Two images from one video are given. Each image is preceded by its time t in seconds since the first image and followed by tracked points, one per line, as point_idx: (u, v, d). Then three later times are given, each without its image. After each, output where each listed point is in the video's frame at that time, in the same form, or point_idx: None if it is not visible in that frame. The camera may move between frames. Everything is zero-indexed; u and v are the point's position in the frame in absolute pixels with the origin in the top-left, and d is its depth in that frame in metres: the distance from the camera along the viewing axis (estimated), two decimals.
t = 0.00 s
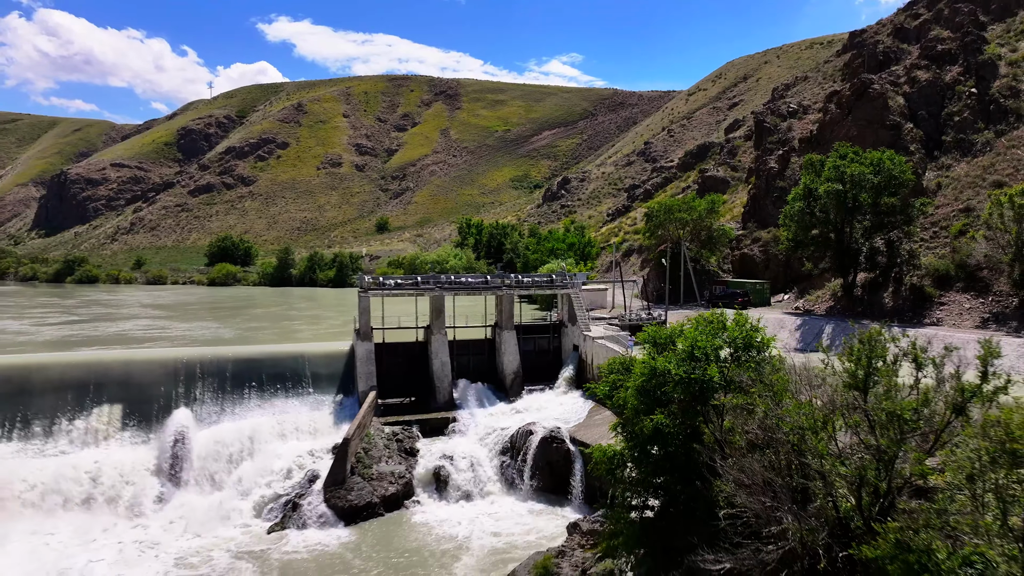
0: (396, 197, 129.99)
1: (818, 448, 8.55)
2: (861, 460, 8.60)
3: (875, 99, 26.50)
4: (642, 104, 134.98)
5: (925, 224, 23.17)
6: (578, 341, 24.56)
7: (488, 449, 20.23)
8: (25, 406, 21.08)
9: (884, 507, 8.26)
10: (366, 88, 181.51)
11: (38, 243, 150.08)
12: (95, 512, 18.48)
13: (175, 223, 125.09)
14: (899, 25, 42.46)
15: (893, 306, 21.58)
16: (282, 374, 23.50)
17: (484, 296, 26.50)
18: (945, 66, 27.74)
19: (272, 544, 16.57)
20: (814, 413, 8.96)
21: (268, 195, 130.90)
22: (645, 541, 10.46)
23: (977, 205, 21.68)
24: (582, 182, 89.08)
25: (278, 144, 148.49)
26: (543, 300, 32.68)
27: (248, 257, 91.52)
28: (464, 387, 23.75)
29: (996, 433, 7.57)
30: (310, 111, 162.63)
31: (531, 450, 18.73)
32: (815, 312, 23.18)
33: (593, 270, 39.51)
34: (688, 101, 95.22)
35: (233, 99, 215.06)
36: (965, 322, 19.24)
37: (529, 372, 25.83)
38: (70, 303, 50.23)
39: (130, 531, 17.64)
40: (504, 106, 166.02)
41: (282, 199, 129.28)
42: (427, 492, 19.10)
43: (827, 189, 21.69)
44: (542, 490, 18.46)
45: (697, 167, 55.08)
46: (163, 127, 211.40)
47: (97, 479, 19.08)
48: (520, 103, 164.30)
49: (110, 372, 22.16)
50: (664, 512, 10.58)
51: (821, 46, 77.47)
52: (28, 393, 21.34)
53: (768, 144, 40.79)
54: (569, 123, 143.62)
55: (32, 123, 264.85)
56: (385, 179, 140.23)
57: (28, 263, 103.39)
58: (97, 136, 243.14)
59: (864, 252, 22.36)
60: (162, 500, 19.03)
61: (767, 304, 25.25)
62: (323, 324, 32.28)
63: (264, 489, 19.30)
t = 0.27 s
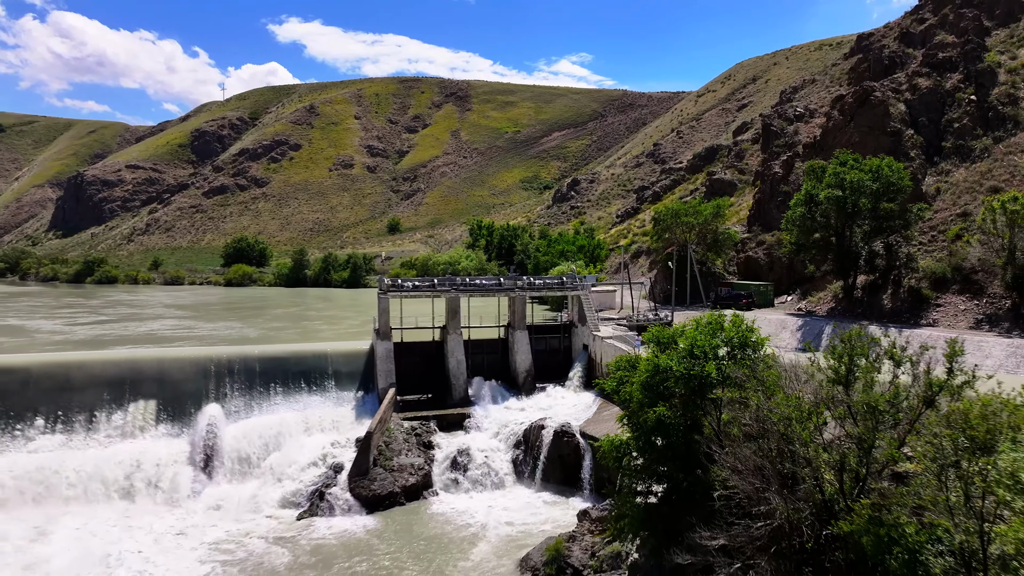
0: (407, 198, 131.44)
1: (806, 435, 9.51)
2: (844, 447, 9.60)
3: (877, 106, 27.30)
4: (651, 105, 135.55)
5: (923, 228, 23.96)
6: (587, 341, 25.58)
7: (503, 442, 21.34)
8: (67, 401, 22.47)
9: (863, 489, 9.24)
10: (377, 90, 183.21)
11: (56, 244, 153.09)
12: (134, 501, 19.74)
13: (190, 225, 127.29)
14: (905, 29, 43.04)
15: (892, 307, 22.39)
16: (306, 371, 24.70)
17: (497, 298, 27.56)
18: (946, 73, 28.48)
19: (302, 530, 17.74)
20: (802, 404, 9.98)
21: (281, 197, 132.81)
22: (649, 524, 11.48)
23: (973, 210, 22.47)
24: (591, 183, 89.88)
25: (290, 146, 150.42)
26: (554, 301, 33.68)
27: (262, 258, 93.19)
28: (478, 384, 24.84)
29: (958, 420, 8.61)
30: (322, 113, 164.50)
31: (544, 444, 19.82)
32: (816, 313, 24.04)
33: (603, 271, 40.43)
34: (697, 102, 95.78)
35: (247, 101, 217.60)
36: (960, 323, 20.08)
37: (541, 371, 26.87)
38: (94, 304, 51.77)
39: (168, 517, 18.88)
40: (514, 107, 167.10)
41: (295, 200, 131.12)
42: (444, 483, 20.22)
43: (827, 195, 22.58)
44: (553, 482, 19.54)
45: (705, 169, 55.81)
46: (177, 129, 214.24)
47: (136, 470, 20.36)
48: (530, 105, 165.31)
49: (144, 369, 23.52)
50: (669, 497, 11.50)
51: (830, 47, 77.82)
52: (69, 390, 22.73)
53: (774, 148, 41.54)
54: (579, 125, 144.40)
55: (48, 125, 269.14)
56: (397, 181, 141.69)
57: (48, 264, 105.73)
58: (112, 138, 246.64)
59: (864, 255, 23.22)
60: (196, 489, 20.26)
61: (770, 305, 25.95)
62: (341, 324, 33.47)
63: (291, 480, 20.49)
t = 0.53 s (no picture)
0: (419, 200, 132.90)
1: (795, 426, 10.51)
2: (830, 438, 10.58)
3: (879, 113, 28.11)
4: (661, 106, 136.06)
5: (924, 232, 24.74)
6: (598, 341, 26.62)
7: (517, 437, 22.46)
8: (105, 396, 23.87)
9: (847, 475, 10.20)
10: (389, 91, 184.94)
11: (76, 245, 156.28)
12: (171, 489, 21.04)
13: (206, 226, 129.57)
14: (912, 34, 43.65)
15: (892, 309, 23.20)
16: (329, 369, 25.99)
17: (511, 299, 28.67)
18: (948, 80, 29.24)
19: (330, 517, 18.98)
20: (791, 398, 11.00)
21: (295, 198, 134.79)
22: (653, 508, 12.55)
23: (972, 214, 23.23)
24: (602, 185, 90.72)
25: (304, 148, 152.42)
26: (566, 302, 34.73)
27: (278, 259, 94.95)
28: (493, 382, 25.95)
29: (928, 412, 9.61)
30: (335, 115, 166.45)
31: (557, 439, 20.92)
32: (819, 314, 24.92)
33: (613, 273, 41.41)
34: (707, 103, 96.29)
35: (261, 103, 220.31)
36: (956, 324, 20.91)
37: (553, 369, 27.95)
38: (118, 304, 53.40)
39: (204, 505, 20.16)
40: (525, 109, 168.13)
41: (309, 201, 133.04)
42: (462, 475, 21.35)
43: (829, 201, 23.47)
44: (566, 475, 20.65)
45: (714, 172, 56.57)
46: (192, 131, 217.35)
47: (172, 460, 21.67)
48: (541, 106, 166.29)
49: (178, 366, 24.89)
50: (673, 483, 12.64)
51: (840, 49, 78.10)
52: (108, 385, 24.12)
53: (782, 151, 42.29)
54: (589, 126, 145.13)
55: (65, 127, 273.70)
56: (409, 182, 143.22)
57: (69, 265, 108.26)
58: (128, 139, 250.41)
59: (865, 258, 24.10)
60: (228, 479, 21.55)
61: (775, 306, 27.07)
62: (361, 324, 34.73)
63: (318, 471, 21.72)
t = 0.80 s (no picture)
0: (432, 201, 134.40)
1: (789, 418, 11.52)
2: (823, 429, 11.54)
3: (884, 119, 28.87)
4: (673, 107, 136.51)
5: (926, 235, 25.50)
6: (609, 340, 27.67)
7: (532, 431, 23.58)
8: (143, 392, 25.30)
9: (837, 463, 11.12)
10: (402, 93, 186.67)
11: (96, 245, 159.59)
12: (206, 479, 22.38)
13: (223, 226, 131.96)
14: (921, 38, 44.21)
15: (894, 310, 24.04)
16: (353, 367, 27.30)
17: (525, 300, 29.76)
18: (952, 87, 29.98)
19: (358, 506, 20.21)
20: (786, 392, 12.03)
21: (310, 200, 136.80)
22: (660, 494, 13.64)
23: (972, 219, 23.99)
24: (613, 186, 91.51)
25: (318, 149, 154.49)
26: (578, 303, 35.79)
27: (295, 260, 96.76)
28: (509, 379, 27.07)
29: (907, 404, 10.64)
30: (349, 117, 168.47)
31: (570, 433, 21.99)
32: (824, 315, 25.80)
33: (624, 274, 42.36)
34: (718, 104, 96.71)
35: (275, 105, 223.08)
36: (956, 325, 21.71)
37: (566, 368, 29.02)
38: (142, 304, 55.12)
39: (238, 494, 21.47)
40: (537, 110, 169.11)
41: (323, 203, 135.00)
42: (480, 468, 22.47)
43: (833, 206, 24.36)
44: (579, 468, 21.74)
45: (724, 174, 57.24)
46: (208, 133, 220.44)
47: (207, 452, 23.02)
48: (552, 107, 167.17)
49: (211, 363, 26.27)
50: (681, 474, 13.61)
51: (851, 50, 78.32)
52: (145, 382, 25.55)
53: (791, 155, 43.03)
54: (601, 127, 145.80)
55: (83, 129, 278.85)
56: (422, 183, 144.76)
57: (91, 265, 110.95)
58: (144, 141, 254.41)
59: (868, 261, 24.95)
60: (260, 469, 22.84)
61: (782, 307, 27.93)
62: (380, 324, 35.99)
63: (344, 462, 22.97)
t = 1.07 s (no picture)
0: (446, 202, 135.92)
1: (786, 412, 12.60)
2: (817, 422, 12.55)
3: (890, 125, 29.66)
4: (686, 108, 136.96)
5: (930, 238, 26.29)
6: (621, 340, 28.74)
7: (547, 428, 24.70)
8: (178, 388, 26.72)
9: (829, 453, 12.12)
10: (416, 95, 188.41)
11: (117, 246, 163.03)
12: (240, 470, 23.75)
13: (241, 228, 134.40)
14: (930, 42, 44.74)
15: (897, 311, 24.89)
16: (376, 365, 28.60)
17: (540, 301, 30.88)
18: (957, 93, 30.69)
19: (384, 495, 21.50)
20: (784, 388, 13.10)
21: (325, 201, 138.87)
22: (669, 483, 14.76)
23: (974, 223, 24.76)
24: (626, 187, 92.33)
25: (333, 151, 156.60)
26: (591, 304, 36.89)
27: (312, 261, 98.63)
28: (525, 377, 28.24)
29: (891, 399, 11.72)
30: (363, 119, 170.55)
31: (584, 429, 23.08)
32: (830, 316, 26.69)
33: (636, 276, 43.35)
34: (730, 105, 97.19)
35: (291, 107, 225.93)
36: (956, 326, 22.56)
37: (579, 366, 30.13)
38: (168, 304, 56.96)
39: (271, 484, 22.84)
40: (549, 111, 170.14)
41: (339, 204, 136.97)
42: (498, 462, 23.58)
43: (838, 211, 25.23)
44: (592, 462, 22.82)
45: (736, 176, 58.00)
46: (224, 135, 223.68)
47: (241, 445, 24.43)
48: (565, 108, 168.14)
49: (241, 361, 27.64)
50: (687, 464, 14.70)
51: (864, 51, 78.55)
52: (180, 378, 26.97)
53: (801, 158, 43.75)
54: (613, 128, 146.46)
55: (102, 131, 283.76)
56: (436, 184, 146.35)
57: (114, 266, 113.68)
58: (161, 143, 258.57)
59: (872, 264, 25.80)
60: (290, 460, 24.22)
61: (789, 309, 28.79)
62: (400, 324, 37.31)
63: (369, 455, 24.29)
